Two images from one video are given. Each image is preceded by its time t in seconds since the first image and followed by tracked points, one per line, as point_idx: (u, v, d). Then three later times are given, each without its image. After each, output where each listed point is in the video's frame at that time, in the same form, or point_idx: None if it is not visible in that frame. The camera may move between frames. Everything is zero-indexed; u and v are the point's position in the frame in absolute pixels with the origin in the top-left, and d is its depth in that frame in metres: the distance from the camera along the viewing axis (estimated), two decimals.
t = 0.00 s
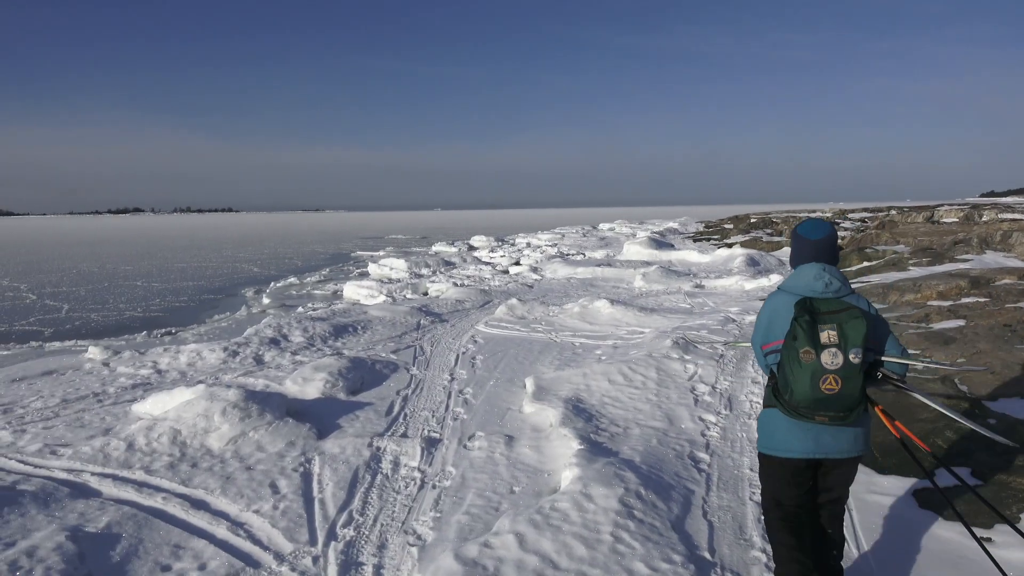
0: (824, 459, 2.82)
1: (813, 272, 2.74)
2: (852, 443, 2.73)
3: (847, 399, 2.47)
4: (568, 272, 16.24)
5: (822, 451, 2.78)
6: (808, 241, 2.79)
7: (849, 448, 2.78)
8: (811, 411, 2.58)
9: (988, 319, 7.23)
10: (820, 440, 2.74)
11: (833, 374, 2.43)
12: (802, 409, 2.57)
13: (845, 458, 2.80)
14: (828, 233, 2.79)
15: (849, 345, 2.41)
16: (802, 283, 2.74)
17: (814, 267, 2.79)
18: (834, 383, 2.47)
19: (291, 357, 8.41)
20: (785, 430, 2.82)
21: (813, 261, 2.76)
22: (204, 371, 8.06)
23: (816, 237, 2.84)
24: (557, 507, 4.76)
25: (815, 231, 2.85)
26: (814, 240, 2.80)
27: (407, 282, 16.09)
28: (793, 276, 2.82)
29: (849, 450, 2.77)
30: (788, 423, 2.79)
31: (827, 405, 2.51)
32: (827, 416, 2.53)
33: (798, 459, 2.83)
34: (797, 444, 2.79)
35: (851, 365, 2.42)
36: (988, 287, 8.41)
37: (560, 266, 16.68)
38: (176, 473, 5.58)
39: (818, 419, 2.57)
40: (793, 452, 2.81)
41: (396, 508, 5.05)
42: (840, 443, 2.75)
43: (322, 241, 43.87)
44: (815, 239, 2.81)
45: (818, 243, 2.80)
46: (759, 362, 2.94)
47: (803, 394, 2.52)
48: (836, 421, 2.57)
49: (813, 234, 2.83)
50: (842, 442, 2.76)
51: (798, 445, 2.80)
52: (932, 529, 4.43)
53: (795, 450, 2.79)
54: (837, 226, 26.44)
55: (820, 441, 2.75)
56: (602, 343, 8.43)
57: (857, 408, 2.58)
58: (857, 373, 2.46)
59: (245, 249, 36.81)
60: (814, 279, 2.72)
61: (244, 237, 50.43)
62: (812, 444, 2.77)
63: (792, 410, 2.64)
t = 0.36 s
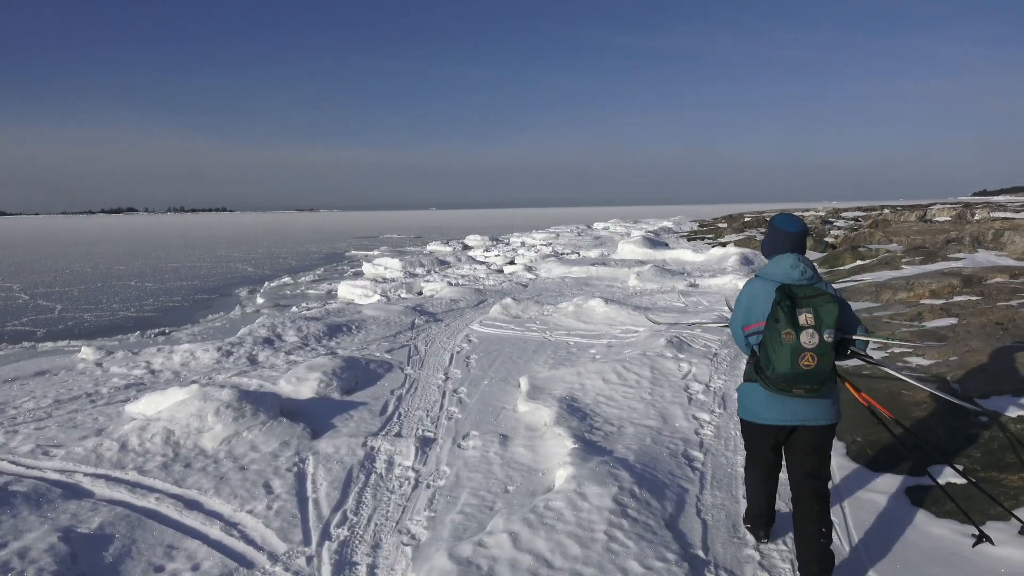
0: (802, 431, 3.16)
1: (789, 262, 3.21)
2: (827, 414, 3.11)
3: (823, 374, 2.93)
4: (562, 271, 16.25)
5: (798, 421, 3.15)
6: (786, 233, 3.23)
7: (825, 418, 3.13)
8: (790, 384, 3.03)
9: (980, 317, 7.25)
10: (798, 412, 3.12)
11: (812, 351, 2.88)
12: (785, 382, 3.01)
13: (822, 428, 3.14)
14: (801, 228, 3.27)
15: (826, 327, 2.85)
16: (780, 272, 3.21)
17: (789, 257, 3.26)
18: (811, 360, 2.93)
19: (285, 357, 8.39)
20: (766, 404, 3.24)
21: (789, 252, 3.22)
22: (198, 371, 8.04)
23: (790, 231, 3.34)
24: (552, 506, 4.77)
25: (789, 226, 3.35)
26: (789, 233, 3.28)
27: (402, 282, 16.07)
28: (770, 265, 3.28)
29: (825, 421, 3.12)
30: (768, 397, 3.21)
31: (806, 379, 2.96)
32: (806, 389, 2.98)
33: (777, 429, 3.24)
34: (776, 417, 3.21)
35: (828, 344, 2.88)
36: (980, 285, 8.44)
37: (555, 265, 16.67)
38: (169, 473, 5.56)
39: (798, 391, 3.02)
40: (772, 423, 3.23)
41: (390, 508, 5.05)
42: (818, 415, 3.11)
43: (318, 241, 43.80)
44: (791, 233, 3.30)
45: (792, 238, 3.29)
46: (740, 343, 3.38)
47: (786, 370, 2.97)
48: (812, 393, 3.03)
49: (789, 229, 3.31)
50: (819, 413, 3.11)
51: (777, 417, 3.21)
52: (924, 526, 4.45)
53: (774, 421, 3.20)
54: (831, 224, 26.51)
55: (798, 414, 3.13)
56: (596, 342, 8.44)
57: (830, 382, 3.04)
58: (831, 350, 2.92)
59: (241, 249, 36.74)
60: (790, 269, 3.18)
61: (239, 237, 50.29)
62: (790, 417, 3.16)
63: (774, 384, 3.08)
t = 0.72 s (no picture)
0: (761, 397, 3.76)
1: (750, 250, 3.82)
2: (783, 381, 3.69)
3: (777, 345, 3.52)
4: (549, 271, 16.25)
5: (759, 389, 3.72)
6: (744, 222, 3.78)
7: (782, 385, 3.72)
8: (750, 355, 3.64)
9: (962, 315, 7.33)
10: (758, 379, 3.69)
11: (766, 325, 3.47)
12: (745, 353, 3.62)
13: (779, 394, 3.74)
14: (762, 220, 3.86)
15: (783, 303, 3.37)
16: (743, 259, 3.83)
17: (752, 246, 3.87)
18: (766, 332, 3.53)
19: (270, 357, 8.33)
20: (731, 374, 3.78)
21: (750, 241, 3.83)
22: (181, 372, 7.97)
23: (755, 224, 3.94)
24: (537, 505, 4.77)
25: (753, 218, 3.95)
26: (753, 224, 3.88)
27: (389, 281, 16.01)
28: (736, 253, 3.89)
29: (780, 387, 3.72)
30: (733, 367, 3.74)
31: (763, 349, 3.56)
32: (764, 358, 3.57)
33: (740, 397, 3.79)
34: (739, 384, 3.75)
35: (779, 319, 3.47)
36: (962, 284, 8.52)
37: (542, 264, 16.65)
38: (152, 474, 5.51)
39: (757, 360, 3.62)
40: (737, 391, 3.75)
41: (375, 508, 5.02)
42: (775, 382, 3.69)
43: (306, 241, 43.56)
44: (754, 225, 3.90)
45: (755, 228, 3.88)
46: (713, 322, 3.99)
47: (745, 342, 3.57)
48: (769, 361, 3.63)
49: (751, 221, 3.91)
50: (776, 381, 3.71)
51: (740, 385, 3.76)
52: (906, 523, 4.48)
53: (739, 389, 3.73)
54: (817, 224, 26.70)
55: (758, 380, 3.69)
56: (582, 341, 8.44)
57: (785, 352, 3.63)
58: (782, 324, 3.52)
59: (228, 249, 36.46)
60: (751, 256, 3.80)
61: (226, 237, 49.92)
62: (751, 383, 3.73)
63: (737, 355, 3.68)
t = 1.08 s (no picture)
0: (738, 378, 4.02)
1: (734, 244, 4.11)
2: (760, 363, 3.97)
3: (754, 330, 3.82)
4: (531, 271, 16.28)
5: (737, 369, 3.99)
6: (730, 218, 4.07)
7: (757, 369, 4.00)
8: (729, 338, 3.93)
9: (936, 315, 7.47)
10: (736, 361, 3.96)
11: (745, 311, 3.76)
12: (724, 337, 3.90)
13: (755, 376, 4.01)
14: (745, 216, 4.16)
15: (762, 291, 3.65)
16: (726, 252, 4.12)
17: (735, 241, 4.16)
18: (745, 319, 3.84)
19: (249, 359, 8.27)
20: (711, 355, 4.03)
21: (733, 236, 4.13)
22: (159, 374, 7.89)
23: (737, 221, 4.26)
24: (518, 506, 4.78)
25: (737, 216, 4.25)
26: (736, 221, 4.19)
27: (370, 282, 15.97)
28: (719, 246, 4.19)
29: (756, 369, 4.00)
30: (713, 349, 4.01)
31: (741, 334, 3.86)
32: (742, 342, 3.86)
33: (717, 377, 4.06)
34: (717, 365, 4.01)
35: (757, 307, 3.77)
36: (936, 284, 8.66)
37: (524, 265, 16.68)
38: (129, 478, 5.44)
39: (735, 343, 3.91)
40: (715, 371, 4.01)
41: (355, 510, 5.00)
42: (751, 365, 3.97)
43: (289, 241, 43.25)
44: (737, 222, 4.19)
45: (739, 224, 4.18)
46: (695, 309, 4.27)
47: (726, 327, 3.86)
48: (746, 345, 3.92)
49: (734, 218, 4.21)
50: (752, 363, 3.98)
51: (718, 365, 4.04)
52: (881, 520, 4.55)
53: (717, 369, 3.99)
54: (796, 224, 27.01)
55: (736, 362, 3.95)
56: (563, 342, 8.46)
57: (761, 337, 3.93)
58: (760, 312, 3.82)
59: (209, 249, 36.13)
60: (734, 249, 4.09)
61: (208, 236, 49.42)
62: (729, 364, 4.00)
63: (717, 339, 3.96)
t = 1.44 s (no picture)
0: (699, 364, 4.44)
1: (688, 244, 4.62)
2: (718, 350, 4.39)
3: (710, 319, 4.28)
4: (503, 272, 16.30)
5: (698, 357, 4.43)
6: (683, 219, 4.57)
7: (718, 356, 4.43)
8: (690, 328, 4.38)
9: (900, 312, 7.63)
10: (696, 347, 4.39)
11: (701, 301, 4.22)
12: (684, 327, 4.35)
13: (716, 362, 4.44)
14: (697, 218, 4.67)
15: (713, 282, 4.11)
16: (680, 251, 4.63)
17: (688, 240, 4.67)
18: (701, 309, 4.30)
19: (217, 363, 8.15)
20: (674, 344, 4.46)
21: (687, 236, 4.63)
22: (124, 380, 7.73)
23: (689, 224, 4.79)
24: (489, 507, 4.75)
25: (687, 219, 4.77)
26: (688, 222, 4.71)
27: (342, 284, 15.85)
28: (675, 247, 4.69)
29: (717, 356, 4.42)
30: (675, 338, 4.44)
31: (699, 324, 4.32)
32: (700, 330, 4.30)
33: (680, 364, 4.48)
34: (680, 353, 4.44)
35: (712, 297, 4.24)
36: (900, 282, 8.85)
37: (496, 266, 16.67)
38: (92, 486, 5.32)
39: (694, 332, 4.35)
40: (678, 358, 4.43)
41: (325, 514, 4.94)
42: (711, 351, 4.39)
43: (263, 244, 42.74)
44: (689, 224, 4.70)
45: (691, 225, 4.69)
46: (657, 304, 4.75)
47: (685, 317, 4.32)
48: (705, 334, 4.38)
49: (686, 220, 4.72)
50: (711, 350, 4.40)
51: (681, 353, 4.46)
52: (848, 514, 4.61)
53: (680, 356, 4.41)
54: (767, 224, 27.41)
55: (696, 349, 4.38)
56: (536, 342, 8.47)
57: (718, 326, 4.38)
58: (715, 302, 4.29)
59: (180, 253, 35.55)
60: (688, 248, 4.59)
61: (181, 240, 48.64)
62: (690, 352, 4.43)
63: (678, 329, 4.41)
